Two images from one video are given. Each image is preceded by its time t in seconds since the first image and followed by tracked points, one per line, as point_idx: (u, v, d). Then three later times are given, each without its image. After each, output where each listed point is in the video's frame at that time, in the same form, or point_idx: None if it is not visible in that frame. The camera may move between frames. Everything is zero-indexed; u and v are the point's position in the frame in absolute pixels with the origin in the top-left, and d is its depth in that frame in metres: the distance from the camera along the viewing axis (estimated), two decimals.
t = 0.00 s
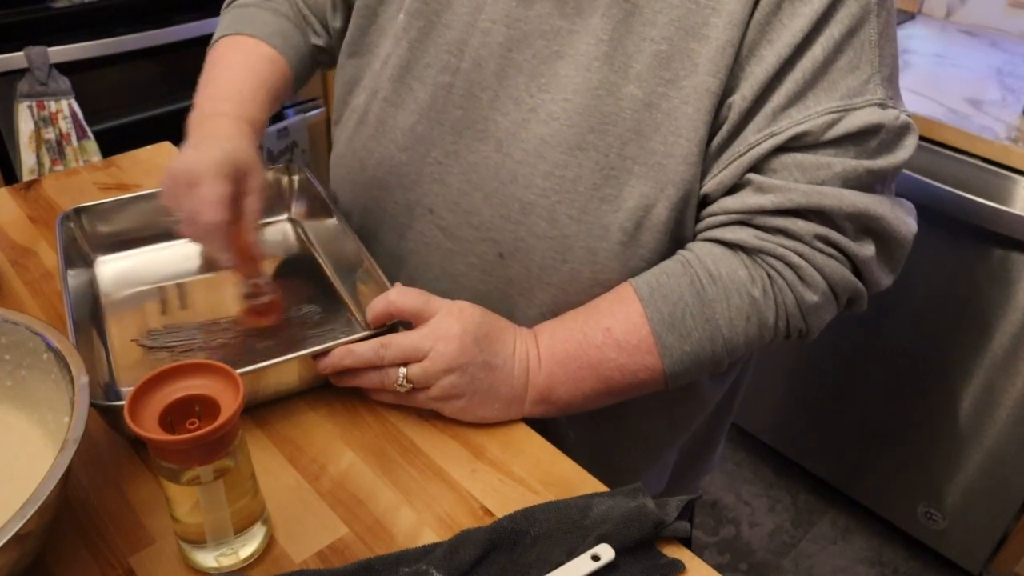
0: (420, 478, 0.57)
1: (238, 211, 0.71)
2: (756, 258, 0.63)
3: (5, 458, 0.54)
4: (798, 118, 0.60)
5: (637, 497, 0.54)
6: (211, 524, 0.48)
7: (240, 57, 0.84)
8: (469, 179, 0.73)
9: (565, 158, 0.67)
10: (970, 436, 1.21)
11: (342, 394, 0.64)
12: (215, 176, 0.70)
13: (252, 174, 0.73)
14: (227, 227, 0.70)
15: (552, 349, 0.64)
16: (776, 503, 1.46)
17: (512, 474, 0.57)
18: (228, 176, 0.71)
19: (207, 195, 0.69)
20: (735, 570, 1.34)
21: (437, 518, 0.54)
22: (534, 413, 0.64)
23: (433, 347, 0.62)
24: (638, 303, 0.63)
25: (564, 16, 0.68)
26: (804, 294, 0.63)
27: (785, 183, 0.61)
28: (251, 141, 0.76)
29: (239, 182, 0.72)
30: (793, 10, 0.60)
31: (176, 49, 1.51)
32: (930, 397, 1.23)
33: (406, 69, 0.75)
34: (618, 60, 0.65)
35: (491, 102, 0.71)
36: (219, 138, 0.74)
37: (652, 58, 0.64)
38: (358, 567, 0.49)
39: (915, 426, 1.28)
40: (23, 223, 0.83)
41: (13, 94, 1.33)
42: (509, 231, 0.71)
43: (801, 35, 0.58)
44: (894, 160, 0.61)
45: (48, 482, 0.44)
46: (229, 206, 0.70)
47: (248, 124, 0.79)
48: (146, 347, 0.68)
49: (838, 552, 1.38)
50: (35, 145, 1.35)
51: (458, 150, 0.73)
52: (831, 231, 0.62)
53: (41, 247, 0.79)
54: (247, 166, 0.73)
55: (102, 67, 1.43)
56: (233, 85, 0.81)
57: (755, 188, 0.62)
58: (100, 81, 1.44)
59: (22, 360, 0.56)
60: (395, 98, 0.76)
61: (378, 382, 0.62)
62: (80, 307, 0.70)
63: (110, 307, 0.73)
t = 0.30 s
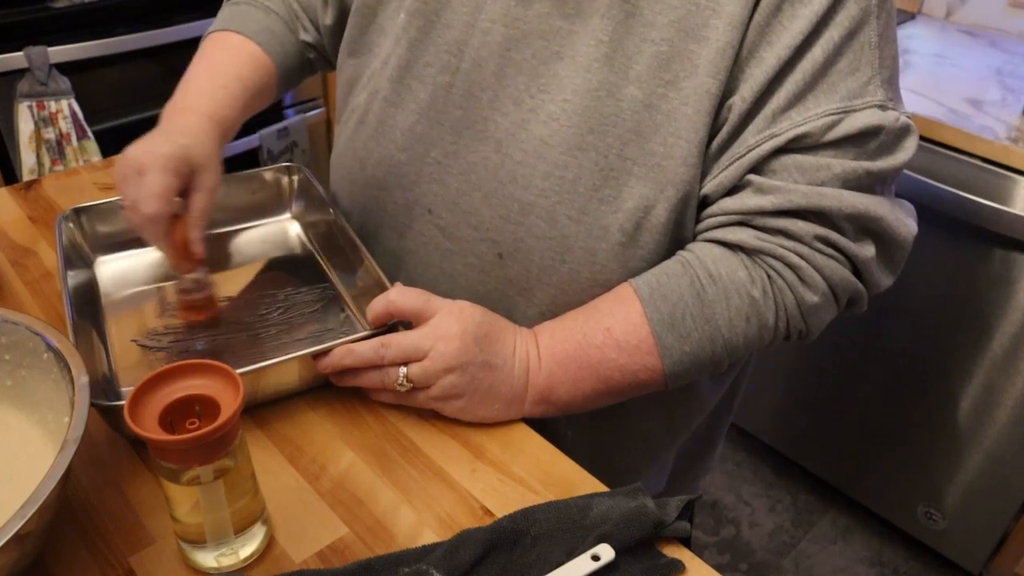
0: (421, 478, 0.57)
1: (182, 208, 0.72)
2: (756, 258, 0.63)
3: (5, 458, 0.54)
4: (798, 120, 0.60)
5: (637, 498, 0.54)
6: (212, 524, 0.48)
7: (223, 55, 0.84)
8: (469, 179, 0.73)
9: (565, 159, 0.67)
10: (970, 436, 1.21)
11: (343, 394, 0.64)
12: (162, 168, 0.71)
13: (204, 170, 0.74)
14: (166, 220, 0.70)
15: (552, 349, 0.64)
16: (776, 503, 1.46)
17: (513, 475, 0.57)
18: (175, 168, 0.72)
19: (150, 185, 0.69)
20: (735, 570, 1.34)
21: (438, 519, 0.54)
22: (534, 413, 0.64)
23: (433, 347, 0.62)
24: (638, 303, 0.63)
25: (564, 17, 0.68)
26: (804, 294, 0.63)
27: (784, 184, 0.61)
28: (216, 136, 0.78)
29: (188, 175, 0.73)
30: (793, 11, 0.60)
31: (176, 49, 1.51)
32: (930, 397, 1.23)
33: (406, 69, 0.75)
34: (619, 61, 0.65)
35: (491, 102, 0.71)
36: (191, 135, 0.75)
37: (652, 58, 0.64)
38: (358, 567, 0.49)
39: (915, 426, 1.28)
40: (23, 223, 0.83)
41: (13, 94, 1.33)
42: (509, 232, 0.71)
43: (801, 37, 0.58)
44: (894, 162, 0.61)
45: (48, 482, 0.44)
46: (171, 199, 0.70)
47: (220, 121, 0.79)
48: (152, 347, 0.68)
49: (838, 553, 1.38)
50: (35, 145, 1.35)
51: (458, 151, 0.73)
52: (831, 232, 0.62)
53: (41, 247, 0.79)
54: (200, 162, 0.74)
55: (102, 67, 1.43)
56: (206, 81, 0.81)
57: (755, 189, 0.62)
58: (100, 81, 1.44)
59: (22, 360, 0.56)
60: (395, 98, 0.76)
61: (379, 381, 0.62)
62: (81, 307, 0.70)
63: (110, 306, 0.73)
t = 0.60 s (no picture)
0: (421, 479, 0.57)
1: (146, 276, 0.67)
2: (756, 259, 0.63)
3: (6, 457, 0.54)
4: (800, 121, 0.60)
5: (637, 497, 0.54)
6: (211, 525, 0.48)
7: (236, 105, 0.78)
8: (470, 178, 0.73)
9: (563, 157, 0.68)
10: (970, 436, 1.21)
11: (343, 395, 0.64)
12: (136, 226, 0.66)
13: (181, 239, 0.70)
14: (125, 280, 0.65)
15: (552, 350, 0.64)
16: (776, 503, 1.46)
17: (513, 475, 0.57)
18: (154, 232, 0.67)
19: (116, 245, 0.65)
20: (735, 570, 1.34)
21: (437, 520, 0.54)
22: (534, 413, 0.64)
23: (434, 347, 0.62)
24: (637, 305, 0.63)
25: (565, 16, 0.68)
26: (804, 295, 0.62)
27: (784, 185, 0.61)
28: (211, 198, 0.73)
29: (168, 240, 0.69)
30: (794, 12, 0.59)
31: (176, 49, 1.50)
32: (930, 396, 1.23)
33: (405, 66, 0.75)
34: (618, 61, 0.66)
35: (492, 101, 0.71)
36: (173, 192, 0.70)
37: (652, 58, 0.64)
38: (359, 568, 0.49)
39: (915, 425, 1.28)
40: (23, 223, 0.83)
41: (13, 94, 1.33)
42: (510, 232, 0.71)
43: (803, 38, 0.58)
44: (896, 164, 0.61)
45: (48, 482, 0.44)
46: (138, 260, 0.66)
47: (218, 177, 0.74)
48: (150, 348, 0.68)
49: (838, 552, 1.38)
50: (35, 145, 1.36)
51: (459, 150, 0.73)
52: (832, 232, 0.62)
53: (41, 247, 0.80)
54: (184, 228, 0.70)
55: (102, 67, 1.43)
56: (211, 124, 0.76)
57: (756, 191, 0.62)
58: (100, 81, 1.44)
59: (22, 360, 0.56)
60: (395, 95, 0.76)
61: (381, 381, 0.62)
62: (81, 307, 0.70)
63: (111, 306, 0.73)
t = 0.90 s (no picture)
0: (420, 480, 0.57)
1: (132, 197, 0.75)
2: (762, 274, 0.63)
3: (6, 457, 0.54)
4: (811, 139, 0.60)
5: (636, 497, 0.54)
6: (211, 525, 0.48)
7: (246, 52, 0.83)
8: (477, 185, 0.73)
9: (578, 172, 0.67)
10: (970, 437, 1.21)
11: (345, 396, 0.64)
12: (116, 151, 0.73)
13: (160, 169, 0.76)
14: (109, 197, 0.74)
15: (552, 349, 0.64)
16: (776, 503, 1.46)
17: (513, 476, 0.57)
18: (133, 162, 0.74)
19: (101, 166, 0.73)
20: (734, 570, 1.34)
21: (438, 520, 0.54)
22: (534, 414, 0.64)
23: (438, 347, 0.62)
24: (638, 309, 0.63)
25: (577, 25, 0.68)
26: (807, 313, 0.63)
27: (791, 202, 0.61)
28: (199, 136, 0.78)
29: (150, 168, 0.76)
30: (812, 30, 0.60)
31: (176, 49, 1.50)
32: (932, 398, 1.23)
33: (414, 73, 0.75)
34: (635, 76, 0.65)
35: (501, 108, 0.71)
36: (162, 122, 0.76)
37: (669, 75, 0.64)
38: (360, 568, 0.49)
39: (916, 427, 1.27)
40: (23, 223, 0.83)
41: (13, 93, 1.33)
42: (518, 242, 0.71)
43: (819, 56, 0.58)
44: (908, 186, 0.61)
45: (47, 482, 0.44)
46: (118, 181, 0.74)
47: (210, 118, 0.78)
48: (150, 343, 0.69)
49: (838, 552, 1.38)
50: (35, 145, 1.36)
51: (467, 158, 0.73)
52: (839, 251, 0.62)
53: (42, 246, 0.80)
54: (163, 160, 0.75)
55: (102, 66, 1.43)
56: (217, 75, 0.81)
57: (765, 207, 0.62)
58: (100, 81, 1.45)
59: (22, 360, 0.57)
60: (404, 101, 0.76)
61: (382, 382, 0.62)
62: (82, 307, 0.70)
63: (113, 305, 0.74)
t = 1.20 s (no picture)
0: (420, 480, 0.57)
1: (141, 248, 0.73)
2: (764, 280, 0.63)
3: (7, 457, 0.54)
4: (816, 144, 0.60)
5: (636, 497, 0.54)
6: (211, 525, 0.48)
7: (244, 83, 0.82)
8: (480, 186, 0.73)
9: (580, 173, 0.67)
10: (971, 437, 1.21)
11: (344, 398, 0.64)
12: (128, 202, 0.71)
13: (173, 216, 0.74)
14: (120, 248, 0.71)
15: (551, 349, 0.65)
16: (776, 503, 1.46)
17: (514, 475, 0.57)
18: (147, 210, 0.72)
19: (110, 218, 0.70)
20: (734, 570, 1.34)
21: (438, 520, 0.54)
22: (533, 413, 0.65)
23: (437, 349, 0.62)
24: (637, 311, 0.64)
25: (583, 26, 0.67)
26: (806, 319, 0.63)
27: (794, 208, 0.61)
28: (208, 178, 0.77)
29: (162, 216, 0.74)
30: (819, 33, 0.59)
31: (176, 49, 1.50)
32: (932, 399, 1.23)
33: (421, 72, 0.75)
34: (640, 78, 0.65)
35: (507, 108, 0.71)
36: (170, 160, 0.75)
37: (674, 77, 0.64)
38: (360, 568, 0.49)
39: (917, 427, 1.27)
40: (23, 223, 0.83)
41: (12, 94, 1.33)
42: (520, 245, 0.71)
43: (826, 59, 0.58)
44: (914, 192, 0.61)
45: (47, 482, 0.44)
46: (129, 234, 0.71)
47: (218, 158, 0.78)
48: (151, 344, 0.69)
49: (838, 552, 1.38)
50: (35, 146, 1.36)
51: (473, 157, 0.73)
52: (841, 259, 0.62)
53: (41, 246, 0.80)
54: (175, 209, 0.74)
55: (101, 66, 1.43)
56: (219, 110, 0.80)
57: (767, 212, 0.62)
58: (99, 81, 1.45)
59: (22, 360, 0.56)
60: (409, 99, 0.76)
61: (383, 386, 0.61)
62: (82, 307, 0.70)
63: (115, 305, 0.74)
